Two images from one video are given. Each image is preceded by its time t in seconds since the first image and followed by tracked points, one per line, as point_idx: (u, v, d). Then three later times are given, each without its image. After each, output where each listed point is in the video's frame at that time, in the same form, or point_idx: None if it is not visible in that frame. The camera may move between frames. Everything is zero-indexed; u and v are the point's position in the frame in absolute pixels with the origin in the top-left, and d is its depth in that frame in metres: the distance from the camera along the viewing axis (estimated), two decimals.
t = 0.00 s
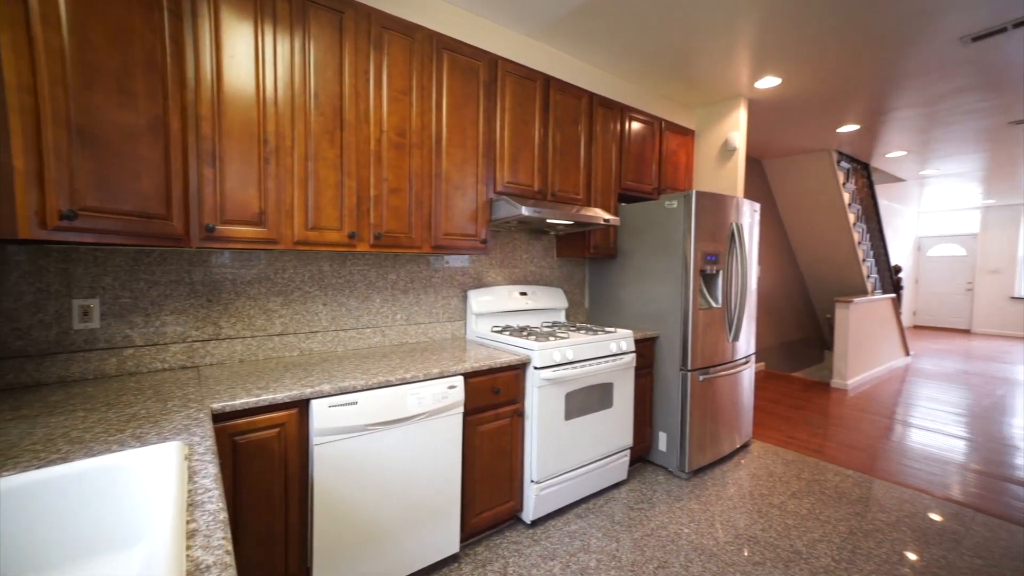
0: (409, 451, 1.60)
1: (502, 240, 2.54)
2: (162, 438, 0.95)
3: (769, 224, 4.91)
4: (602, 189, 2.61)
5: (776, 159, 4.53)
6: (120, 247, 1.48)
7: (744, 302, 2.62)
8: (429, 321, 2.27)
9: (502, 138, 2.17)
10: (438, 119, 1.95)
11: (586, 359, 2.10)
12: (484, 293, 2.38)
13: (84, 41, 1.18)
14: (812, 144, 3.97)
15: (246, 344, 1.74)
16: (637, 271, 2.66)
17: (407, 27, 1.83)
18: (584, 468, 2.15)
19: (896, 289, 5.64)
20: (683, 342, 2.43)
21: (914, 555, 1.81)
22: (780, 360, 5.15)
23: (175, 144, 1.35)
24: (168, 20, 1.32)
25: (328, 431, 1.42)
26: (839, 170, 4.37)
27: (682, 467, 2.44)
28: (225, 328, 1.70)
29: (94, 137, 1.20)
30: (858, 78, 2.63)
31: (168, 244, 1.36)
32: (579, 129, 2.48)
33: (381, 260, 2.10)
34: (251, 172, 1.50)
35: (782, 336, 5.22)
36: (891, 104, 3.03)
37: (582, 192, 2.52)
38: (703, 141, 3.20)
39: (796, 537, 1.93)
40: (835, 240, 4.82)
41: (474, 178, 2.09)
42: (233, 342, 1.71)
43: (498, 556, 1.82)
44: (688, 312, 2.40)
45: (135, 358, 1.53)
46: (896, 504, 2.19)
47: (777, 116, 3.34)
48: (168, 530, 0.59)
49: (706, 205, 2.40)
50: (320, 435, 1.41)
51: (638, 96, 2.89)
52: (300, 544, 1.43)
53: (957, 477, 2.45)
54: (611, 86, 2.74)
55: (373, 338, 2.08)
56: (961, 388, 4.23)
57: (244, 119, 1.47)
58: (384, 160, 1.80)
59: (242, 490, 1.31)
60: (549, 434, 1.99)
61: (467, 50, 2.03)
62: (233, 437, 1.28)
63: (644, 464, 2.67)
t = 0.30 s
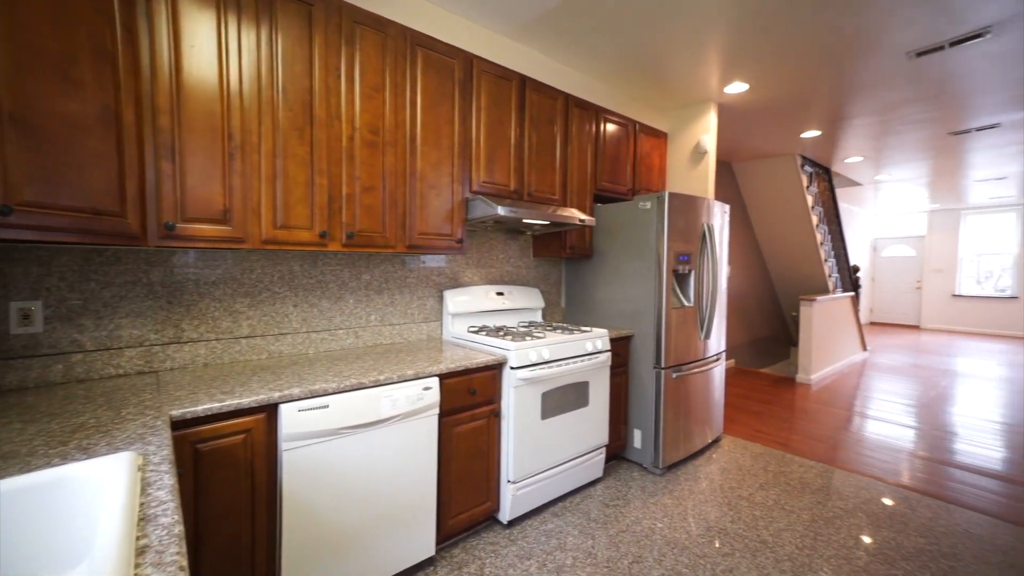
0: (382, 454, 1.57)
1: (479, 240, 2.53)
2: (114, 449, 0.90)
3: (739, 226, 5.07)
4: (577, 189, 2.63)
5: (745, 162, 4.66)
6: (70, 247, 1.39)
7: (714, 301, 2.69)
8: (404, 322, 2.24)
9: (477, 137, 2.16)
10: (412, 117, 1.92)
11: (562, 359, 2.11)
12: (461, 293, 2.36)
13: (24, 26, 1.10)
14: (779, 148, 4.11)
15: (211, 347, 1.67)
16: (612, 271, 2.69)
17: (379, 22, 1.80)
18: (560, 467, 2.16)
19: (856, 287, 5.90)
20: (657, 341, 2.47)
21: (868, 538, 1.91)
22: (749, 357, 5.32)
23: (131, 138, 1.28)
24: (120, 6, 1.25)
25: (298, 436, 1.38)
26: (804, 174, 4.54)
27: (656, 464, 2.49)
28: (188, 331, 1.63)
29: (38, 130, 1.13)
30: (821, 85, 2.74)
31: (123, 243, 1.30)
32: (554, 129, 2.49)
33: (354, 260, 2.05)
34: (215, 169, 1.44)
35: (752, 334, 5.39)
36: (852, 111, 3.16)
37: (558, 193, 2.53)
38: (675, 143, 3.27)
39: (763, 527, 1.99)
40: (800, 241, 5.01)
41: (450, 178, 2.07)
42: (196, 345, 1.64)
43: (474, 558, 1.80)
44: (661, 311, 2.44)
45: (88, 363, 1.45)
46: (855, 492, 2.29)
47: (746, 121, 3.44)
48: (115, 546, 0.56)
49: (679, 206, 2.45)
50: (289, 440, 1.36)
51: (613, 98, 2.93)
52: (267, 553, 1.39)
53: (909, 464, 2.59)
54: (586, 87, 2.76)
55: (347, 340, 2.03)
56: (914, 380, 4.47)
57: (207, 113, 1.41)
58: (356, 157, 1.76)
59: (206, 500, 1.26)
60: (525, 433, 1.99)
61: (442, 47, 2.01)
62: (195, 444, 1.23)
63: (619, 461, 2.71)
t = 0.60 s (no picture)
0: (357, 457, 1.54)
1: (456, 240, 2.51)
2: (66, 460, 0.85)
3: (712, 227, 5.20)
4: (555, 189, 2.65)
5: (718, 164, 4.79)
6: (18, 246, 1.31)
7: (688, 300, 2.75)
8: (380, 323, 2.20)
9: (454, 136, 2.15)
10: (387, 115, 1.89)
11: (539, 358, 2.11)
12: (438, 293, 2.34)
13: None
14: (749, 151, 4.24)
15: (175, 351, 1.61)
16: (589, 271, 2.71)
17: (352, 18, 1.77)
18: (538, 466, 2.17)
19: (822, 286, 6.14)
20: (633, 339, 2.51)
21: (832, 526, 1.99)
22: (722, 354, 5.47)
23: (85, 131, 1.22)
24: None
25: (268, 441, 1.34)
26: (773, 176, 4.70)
27: (632, 460, 2.52)
28: (149, 334, 1.56)
29: None
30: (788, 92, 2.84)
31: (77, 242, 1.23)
32: (532, 129, 2.50)
33: (328, 260, 2.01)
34: (178, 165, 1.38)
35: (724, 332, 5.54)
36: (817, 117, 3.29)
37: (536, 193, 2.54)
38: (650, 145, 3.33)
39: (735, 519, 2.05)
40: (770, 242, 5.17)
41: (426, 177, 2.05)
42: (158, 349, 1.57)
43: (452, 560, 1.79)
44: (637, 310, 2.48)
45: (38, 369, 1.36)
46: (820, 482, 2.38)
47: (718, 124, 3.53)
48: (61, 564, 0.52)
49: (653, 207, 2.50)
50: (259, 445, 1.32)
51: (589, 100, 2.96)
52: (236, 563, 1.34)
53: (869, 454, 2.71)
54: (562, 88, 2.78)
55: (321, 342, 1.99)
56: (875, 374, 4.68)
57: (169, 106, 1.35)
58: (329, 155, 1.72)
59: (169, 510, 1.21)
60: (503, 433, 1.99)
61: (417, 45, 1.98)
62: (157, 452, 1.17)
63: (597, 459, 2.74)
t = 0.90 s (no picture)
0: (332, 461, 1.51)
1: (435, 240, 2.50)
2: (15, 472, 0.81)
3: (688, 228, 5.31)
4: (534, 190, 2.66)
5: (694, 166, 4.89)
6: None
7: (665, 299, 2.80)
8: (357, 324, 2.17)
9: (432, 135, 2.13)
10: (363, 112, 1.86)
11: (518, 358, 2.12)
12: (416, 293, 2.32)
13: None
14: (724, 154, 4.34)
15: (138, 354, 1.55)
16: (567, 270, 2.73)
17: (326, 13, 1.73)
18: (517, 466, 2.17)
19: (793, 286, 6.35)
20: (611, 338, 2.54)
21: (802, 518, 2.05)
22: (699, 352, 5.59)
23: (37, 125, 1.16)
24: None
25: (238, 446, 1.30)
26: (746, 178, 4.82)
27: (611, 458, 2.55)
28: (110, 337, 1.49)
29: None
30: (760, 96, 2.91)
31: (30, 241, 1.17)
32: (510, 130, 2.50)
33: (302, 259, 1.96)
34: (141, 161, 1.33)
35: (700, 331, 5.66)
36: (787, 122, 3.39)
37: (515, 193, 2.55)
38: (628, 147, 3.37)
39: (709, 514, 2.09)
40: (743, 243, 5.31)
41: (404, 176, 2.03)
42: (120, 352, 1.51)
43: (430, 562, 1.77)
44: (615, 310, 2.51)
45: None
46: (790, 476, 2.46)
47: (693, 127, 3.60)
48: None
49: (631, 208, 2.53)
50: (228, 451, 1.28)
51: (568, 101, 2.98)
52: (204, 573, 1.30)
53: (836, 448, 2.81)
54: (541, 90, 2.80)
55: (295, 343, 1.94)
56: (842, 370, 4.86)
57: (131, 100, 1.30)
58: (303, 152, 1.69)
59: (132, 520, 1.16)
60: (482, 434, 1.98)
61: (394, 42, 1.96)
62: (117, 460, 1.13)
63: (576, 457, 2.76)
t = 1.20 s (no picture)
0: (307, 465, 1.48)
1: (414, 239, 2.47)
2: None
3: (666, 229, 5.40)
4: (514, 190, 2.66)
5: (671, 168, 4.97)
6: None
7: (643, 299, 2.84)
8: (334, 325, 2.13)
9: (411, 133, 2.11)
10: (340, 110, 1.83)
11: (499, 358, 2.11)
12: (395, 293, 2.29)
13: None
14: (700, 156, 4.44)
15: (100, 358, 1.48)
16: (548, 270, 2.74)
17: (301, 7, 1.70)
18: (497, 466, 2.17)
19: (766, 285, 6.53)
20: (590, 338, 2.56)
21: (774, 511, 2.11)
22: (677, 351, 5.69)
23: None
24: None
25: (208, 451, 1.26)
26: (722, 180, 4.93)
27: (591, 456, 2.58)
28: (69, 340, 1.43)
29: None
30: (735, 101, 2.99)
31: None
32: (490, 129, 2.50)
33: (277, 259, 1.92)
34: (102, 156, 1.28)
35: (678, 330, 5.76)
36: (760, 126, 3.49)
37: (495, 193, 2.54)
38: (607, 148, 3.41)
39: (686, 509, 2.13)
40: (719, 244, 5.43)
41: (382, 175, 2.00)
42: (80, 356, 1.44)
43: (409, 565, 1.76)
44: (595, 309, 2.53)
45: None
46: (763, 470, 2.52)
47: (671, 130, 3.67)
48: None
49: (610, 208, 2.56)
50: (197, 457, 1.24)
51: (548, 102, 3.00)
52: None
53: (806, 442, 2.91)
54: (521, 90, 2.81)
55: (270, 345, 1.90)
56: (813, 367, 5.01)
57: (91, 92, 1.25)
58: (277, 150, 1.65)
59: (92, 532, 1.11)
60: (462, 434, 1.98)
61: (372, 40, 1.94)
62: (76, 470, 1.08)
63: (557, 456, 2.77)
